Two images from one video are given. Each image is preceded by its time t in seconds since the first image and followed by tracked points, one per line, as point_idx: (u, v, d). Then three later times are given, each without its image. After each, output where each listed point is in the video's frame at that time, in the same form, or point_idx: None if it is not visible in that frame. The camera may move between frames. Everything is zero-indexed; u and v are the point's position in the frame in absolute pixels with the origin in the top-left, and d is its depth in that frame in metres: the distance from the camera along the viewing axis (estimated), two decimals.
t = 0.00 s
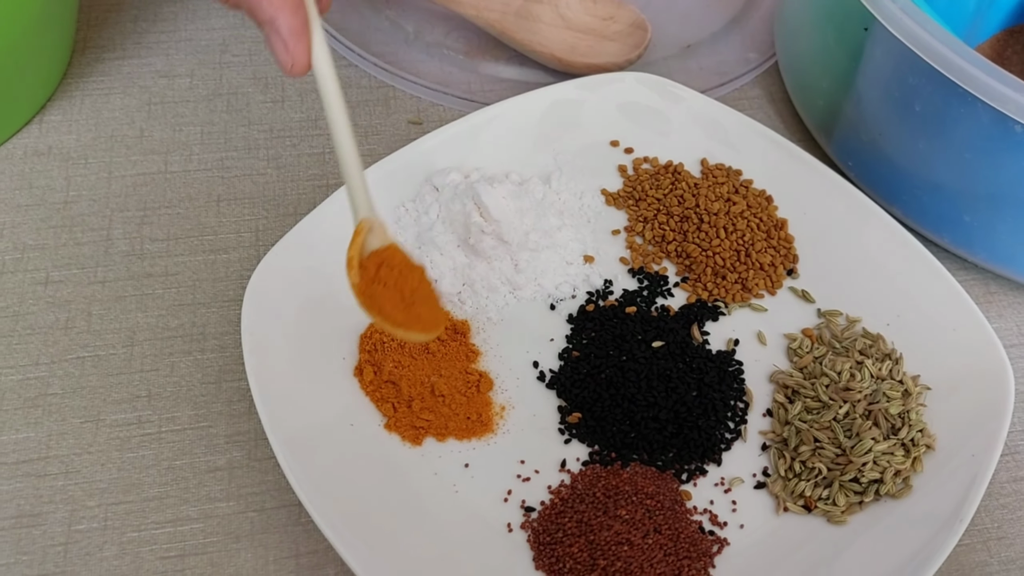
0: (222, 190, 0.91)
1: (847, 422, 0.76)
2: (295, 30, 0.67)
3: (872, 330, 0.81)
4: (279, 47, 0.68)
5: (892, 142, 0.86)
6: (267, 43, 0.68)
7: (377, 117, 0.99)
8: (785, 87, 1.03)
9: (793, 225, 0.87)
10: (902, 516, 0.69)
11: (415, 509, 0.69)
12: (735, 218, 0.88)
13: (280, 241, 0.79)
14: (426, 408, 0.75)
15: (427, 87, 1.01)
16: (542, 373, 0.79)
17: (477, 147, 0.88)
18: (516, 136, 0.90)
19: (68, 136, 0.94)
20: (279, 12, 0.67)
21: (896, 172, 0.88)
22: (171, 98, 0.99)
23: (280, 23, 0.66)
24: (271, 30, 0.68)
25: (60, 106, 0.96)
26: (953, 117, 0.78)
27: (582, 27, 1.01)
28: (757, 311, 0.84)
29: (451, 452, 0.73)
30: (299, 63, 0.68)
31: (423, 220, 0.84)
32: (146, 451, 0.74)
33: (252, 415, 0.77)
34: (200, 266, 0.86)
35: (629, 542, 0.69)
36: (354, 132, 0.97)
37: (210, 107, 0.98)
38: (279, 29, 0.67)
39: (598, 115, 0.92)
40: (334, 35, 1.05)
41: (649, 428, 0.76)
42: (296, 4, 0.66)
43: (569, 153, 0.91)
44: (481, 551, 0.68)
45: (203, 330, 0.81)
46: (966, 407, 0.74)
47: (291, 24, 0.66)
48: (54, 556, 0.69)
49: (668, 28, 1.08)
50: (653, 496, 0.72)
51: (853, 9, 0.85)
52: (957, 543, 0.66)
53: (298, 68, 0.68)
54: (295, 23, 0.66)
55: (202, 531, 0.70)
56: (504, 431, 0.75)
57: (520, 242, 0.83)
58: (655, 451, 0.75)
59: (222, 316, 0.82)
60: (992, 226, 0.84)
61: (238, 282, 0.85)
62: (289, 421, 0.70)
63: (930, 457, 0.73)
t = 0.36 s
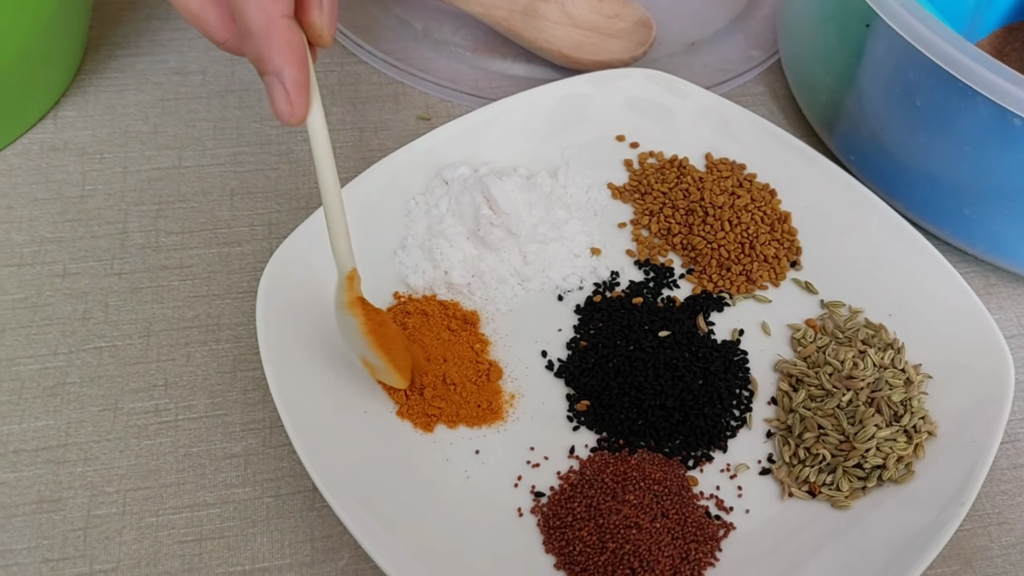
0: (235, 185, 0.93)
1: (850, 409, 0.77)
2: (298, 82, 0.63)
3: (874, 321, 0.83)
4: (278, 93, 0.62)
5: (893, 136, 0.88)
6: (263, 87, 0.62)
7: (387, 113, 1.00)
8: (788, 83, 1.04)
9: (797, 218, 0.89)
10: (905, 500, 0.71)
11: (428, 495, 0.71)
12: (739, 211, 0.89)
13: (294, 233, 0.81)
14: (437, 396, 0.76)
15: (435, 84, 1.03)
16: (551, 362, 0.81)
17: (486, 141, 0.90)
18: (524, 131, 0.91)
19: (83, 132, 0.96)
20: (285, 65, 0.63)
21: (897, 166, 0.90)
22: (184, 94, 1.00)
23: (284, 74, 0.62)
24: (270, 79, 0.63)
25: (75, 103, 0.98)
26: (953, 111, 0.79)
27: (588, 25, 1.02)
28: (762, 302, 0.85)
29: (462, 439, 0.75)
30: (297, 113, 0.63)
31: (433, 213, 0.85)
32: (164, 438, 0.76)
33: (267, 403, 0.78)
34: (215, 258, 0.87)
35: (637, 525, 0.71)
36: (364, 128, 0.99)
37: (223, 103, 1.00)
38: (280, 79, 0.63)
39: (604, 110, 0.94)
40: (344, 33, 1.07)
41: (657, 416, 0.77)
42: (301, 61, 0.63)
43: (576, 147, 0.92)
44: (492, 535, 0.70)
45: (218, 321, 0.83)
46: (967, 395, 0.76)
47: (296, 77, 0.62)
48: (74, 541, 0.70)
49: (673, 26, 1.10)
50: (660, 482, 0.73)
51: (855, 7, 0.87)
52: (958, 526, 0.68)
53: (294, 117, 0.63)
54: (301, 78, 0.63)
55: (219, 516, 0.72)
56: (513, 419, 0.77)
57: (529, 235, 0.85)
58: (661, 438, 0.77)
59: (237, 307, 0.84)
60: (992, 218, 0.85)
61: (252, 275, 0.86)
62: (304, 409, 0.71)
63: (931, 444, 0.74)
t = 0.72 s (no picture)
0: (241, 184, 0.94)
1: (850, 406, 0.78)
2: (315, 71, 0.60)
3: (873, 319, 0.83)
4: (295, 82, 0.59)
5: (893, 136, 0.89)
6: (278, 73, 0.58)
7: (391, 113, 1.01)
8: (788, 84, 1.05)
9: (797, 218, 0.90)
10: (905, 496, 0.72)
11: (433, 489, 0.71)
12: (740, 210, 0.90)
13: (301, 231, 0.82)
14: (443, 394, 0.77)
15: (438, 84, 1.04)
16: (554, 359, 0.82)
17: (490, 141, 0.91)
18: (527, 131, 0.92)
19: (91, 131, 0.97)
20: (305, 53, 0.59)
21: (896, 166, 0.91)
22: (191, 94, 1.01)
23: (305, 64, 0.59)
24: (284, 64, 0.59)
25: (82, 103, 0.99)
26: (952, 112, 0.80)
27: (590, 26, 1.03)
28: (762, 300, 0.86)
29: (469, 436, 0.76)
30: (311, 101, 0.60)
31: (437, 211, 0.86)
32: (172, 434, 0.77)
33: (274, 399, 0.79)
34: (222, 257, 0.88)
35: (640, 520, 0.71)
36: (369, 128, 1.00)
37: (228, 103, 1.01)
38: (298, 67, 0.59)
39: (607, 111, 0.95)
40: (349, 34, 1.08)
41: (659, 413, 0.78)
42: (319, 50, 0.60)
43: (579, 147, 0.93)
44: (497, 530, 0.70)
45: (225, 318, 0.84)
46: (965, 393, 0.77)
47: (315, 66, 0.60)
48: (84, 535, 0.71)
49: (674, 27, 1.10)
50: (663, 477, 0.74)
51: (855, 8, 0.88)
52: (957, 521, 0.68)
53: (307, 106, 0.59)
54: (318, 69, 0.60)
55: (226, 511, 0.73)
56: (517, 415, 0.78)
57: (532, 234, 0.86)
58: (664, 434, 0.77)
59: (243, 305, 0.85)
60: (990, 217, 0.86)
61: (258, 273, 0.87)
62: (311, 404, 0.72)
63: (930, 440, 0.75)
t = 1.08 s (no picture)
0: (239, 186, 0.94)
1: (846, 407, 0.78)
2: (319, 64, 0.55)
3: (870, 320, 0.84)
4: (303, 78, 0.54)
5: (890, 138, 0.89)
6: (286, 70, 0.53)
7: (389, 115, 1.01)
8: (785, 86, 1.06)
9: (794, 219, 0.90)
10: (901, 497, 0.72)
11: (430, 492, 0.72)
12: (737, 212, 0.90)
13: (298, 234, 0.82)
14: (441, 396, 0.77)
15: (436, 86, 1.04)
16: (551, 361, 0.82)
17: (487, 143, 0.91)
18: (524, 133, 0.92)
19: (89, 134, 0.97)
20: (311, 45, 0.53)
21: (893, 167, 0.91)
22: (188, 97, 1.01)
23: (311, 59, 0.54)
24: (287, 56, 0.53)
25: (81, 105, 0.99)
26: (948, 114, 0.81)
27: (587, 28, 1.04)
28: (759, 302, 0.86)
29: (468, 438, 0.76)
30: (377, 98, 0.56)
31: (435, 213, 0.86)
32: (170, 435, 0.77)
33: (272, 401, 0.79)
34: (219, 259, 0.88)
35: (637, 521, 0.71)
36: (366, 130, 1.00)
37: (226, 105, 1.01)
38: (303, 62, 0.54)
39: (604, 113, 0.95)
40: (346, 36, 1.08)
41: (656, 414, 0.78)
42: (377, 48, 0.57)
43: (576, 149, 0.93)
44: (494, 532, 0.71)
45: (223, 320, 0.84)
46: (962, 395, 0.77)
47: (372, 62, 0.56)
48: (81, 536, 0.71)
49: (671, 29, 1.11)
50: (660, 478, 0.74)
51: (851, 10, 0.88)
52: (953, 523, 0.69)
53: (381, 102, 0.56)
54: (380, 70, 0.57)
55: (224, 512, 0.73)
56: (515, 416, 0.78)
57: (530, 235, 0.85)
58: (661, 436, 0.78)
59: (241, 307, 0.85)
60: (987, 219, 0.86)
61: (256, 275, 0.87)
62: (308, 405, 0.72)
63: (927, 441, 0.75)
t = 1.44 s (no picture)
0: (223, 198, 0.93)
1: (835, 424, 0.77)
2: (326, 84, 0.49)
3: (861, 334, 0.83)
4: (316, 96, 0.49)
5: (881, 150, 0.88)
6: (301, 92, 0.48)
7: (375, 125, 1.00)
8: (776, 96, 1.05)
9: (785, 232, 0.89)
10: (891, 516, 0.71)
11: (414, 511, 0.71)
12: (727, 225, 0.90)
13: (280, 247, 0.81)
14: (425, 412, 0.76)
15: (423, 96, 1.03)
16: (538, 377, 0.81)
17: (473, 155, 0.90)
18: (511, 144, 0.91)
19: (71, 144, 0.96)
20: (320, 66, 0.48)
21: (884, 179, 0.90)
22: (172, 106, 1.00)
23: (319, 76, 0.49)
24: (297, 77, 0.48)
25: (63, 115, 0.98)
26: (939, 126, 0.80)
27: (576, 37, 1.04)
28: (749, 316, 0.85)
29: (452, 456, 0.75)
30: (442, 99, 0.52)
31: (420, 225, 0.85)
32: (150, 453, 0.76)
33: (253, 417, 0.78)
34: (202, 272, 0.87)
35: (623, 541, 0.70)
36: (352, 140, 0.99)
37: (211, 115, 1.00)
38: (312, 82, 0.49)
39: (591, 124, 0.94)
40: (332, 45, 1.07)
41: (644, 430, 0.77)
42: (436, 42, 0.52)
43: (564, 160, 0.93)
44: (479, 552, 0.69)
45: (204, 334, 0.83)
46: (952, 411, 0.76)
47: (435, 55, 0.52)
48: (58, 557, 0.70)
49: (660, 39, 1.10)
50: (647, 496, 0.73)
51: (841, 21, 0.87)
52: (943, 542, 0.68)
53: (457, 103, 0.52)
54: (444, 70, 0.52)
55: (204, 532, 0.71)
56: (500, 433, 0.77)
57: (516, 248, 0.85)
58: (648, 453, 0.77)
59: (223, 321, 0.84)
60: (978, 232, 0.85)
61: (239, 288, 0.86)
62: (290, 423, 0.71)
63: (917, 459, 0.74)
